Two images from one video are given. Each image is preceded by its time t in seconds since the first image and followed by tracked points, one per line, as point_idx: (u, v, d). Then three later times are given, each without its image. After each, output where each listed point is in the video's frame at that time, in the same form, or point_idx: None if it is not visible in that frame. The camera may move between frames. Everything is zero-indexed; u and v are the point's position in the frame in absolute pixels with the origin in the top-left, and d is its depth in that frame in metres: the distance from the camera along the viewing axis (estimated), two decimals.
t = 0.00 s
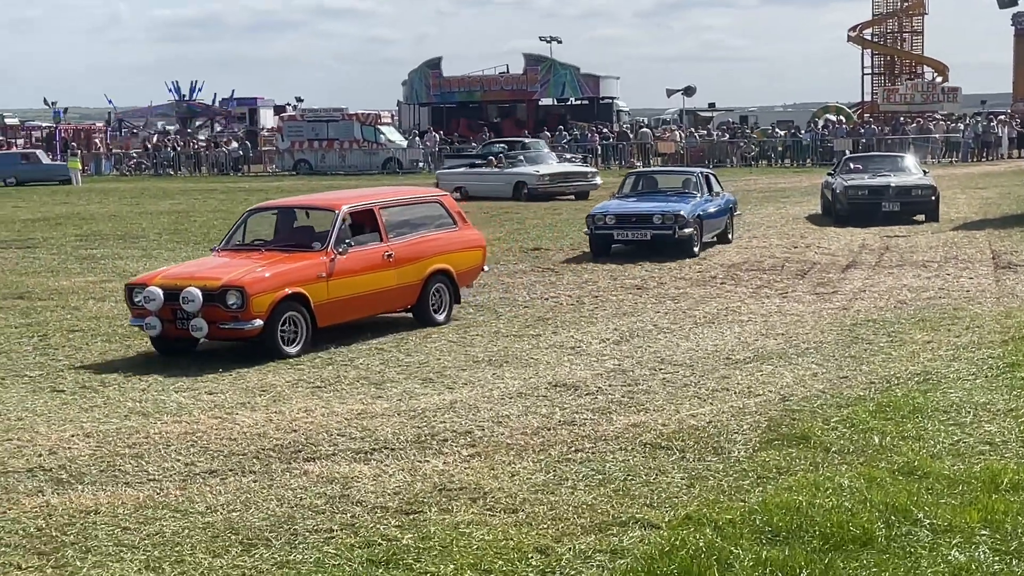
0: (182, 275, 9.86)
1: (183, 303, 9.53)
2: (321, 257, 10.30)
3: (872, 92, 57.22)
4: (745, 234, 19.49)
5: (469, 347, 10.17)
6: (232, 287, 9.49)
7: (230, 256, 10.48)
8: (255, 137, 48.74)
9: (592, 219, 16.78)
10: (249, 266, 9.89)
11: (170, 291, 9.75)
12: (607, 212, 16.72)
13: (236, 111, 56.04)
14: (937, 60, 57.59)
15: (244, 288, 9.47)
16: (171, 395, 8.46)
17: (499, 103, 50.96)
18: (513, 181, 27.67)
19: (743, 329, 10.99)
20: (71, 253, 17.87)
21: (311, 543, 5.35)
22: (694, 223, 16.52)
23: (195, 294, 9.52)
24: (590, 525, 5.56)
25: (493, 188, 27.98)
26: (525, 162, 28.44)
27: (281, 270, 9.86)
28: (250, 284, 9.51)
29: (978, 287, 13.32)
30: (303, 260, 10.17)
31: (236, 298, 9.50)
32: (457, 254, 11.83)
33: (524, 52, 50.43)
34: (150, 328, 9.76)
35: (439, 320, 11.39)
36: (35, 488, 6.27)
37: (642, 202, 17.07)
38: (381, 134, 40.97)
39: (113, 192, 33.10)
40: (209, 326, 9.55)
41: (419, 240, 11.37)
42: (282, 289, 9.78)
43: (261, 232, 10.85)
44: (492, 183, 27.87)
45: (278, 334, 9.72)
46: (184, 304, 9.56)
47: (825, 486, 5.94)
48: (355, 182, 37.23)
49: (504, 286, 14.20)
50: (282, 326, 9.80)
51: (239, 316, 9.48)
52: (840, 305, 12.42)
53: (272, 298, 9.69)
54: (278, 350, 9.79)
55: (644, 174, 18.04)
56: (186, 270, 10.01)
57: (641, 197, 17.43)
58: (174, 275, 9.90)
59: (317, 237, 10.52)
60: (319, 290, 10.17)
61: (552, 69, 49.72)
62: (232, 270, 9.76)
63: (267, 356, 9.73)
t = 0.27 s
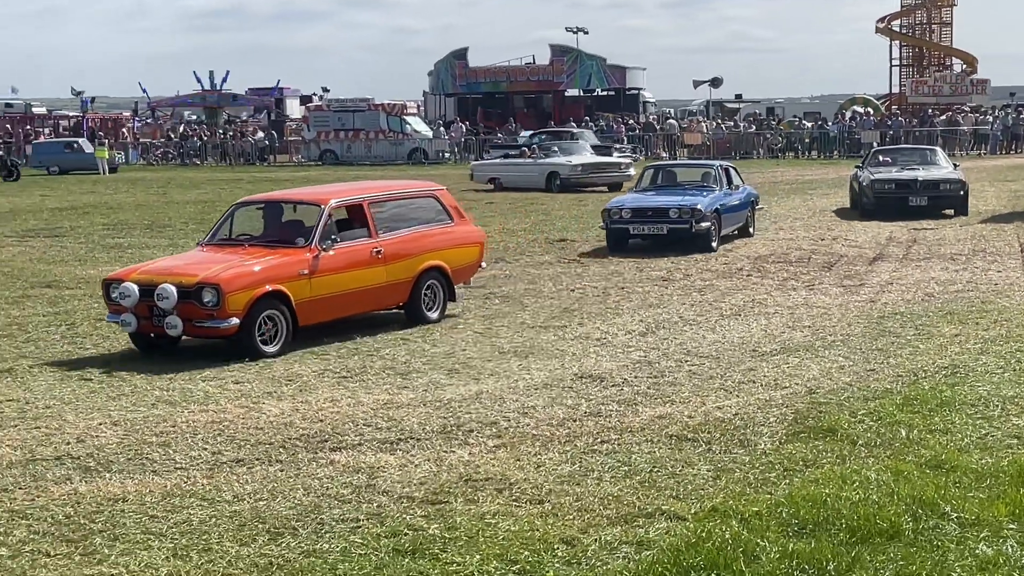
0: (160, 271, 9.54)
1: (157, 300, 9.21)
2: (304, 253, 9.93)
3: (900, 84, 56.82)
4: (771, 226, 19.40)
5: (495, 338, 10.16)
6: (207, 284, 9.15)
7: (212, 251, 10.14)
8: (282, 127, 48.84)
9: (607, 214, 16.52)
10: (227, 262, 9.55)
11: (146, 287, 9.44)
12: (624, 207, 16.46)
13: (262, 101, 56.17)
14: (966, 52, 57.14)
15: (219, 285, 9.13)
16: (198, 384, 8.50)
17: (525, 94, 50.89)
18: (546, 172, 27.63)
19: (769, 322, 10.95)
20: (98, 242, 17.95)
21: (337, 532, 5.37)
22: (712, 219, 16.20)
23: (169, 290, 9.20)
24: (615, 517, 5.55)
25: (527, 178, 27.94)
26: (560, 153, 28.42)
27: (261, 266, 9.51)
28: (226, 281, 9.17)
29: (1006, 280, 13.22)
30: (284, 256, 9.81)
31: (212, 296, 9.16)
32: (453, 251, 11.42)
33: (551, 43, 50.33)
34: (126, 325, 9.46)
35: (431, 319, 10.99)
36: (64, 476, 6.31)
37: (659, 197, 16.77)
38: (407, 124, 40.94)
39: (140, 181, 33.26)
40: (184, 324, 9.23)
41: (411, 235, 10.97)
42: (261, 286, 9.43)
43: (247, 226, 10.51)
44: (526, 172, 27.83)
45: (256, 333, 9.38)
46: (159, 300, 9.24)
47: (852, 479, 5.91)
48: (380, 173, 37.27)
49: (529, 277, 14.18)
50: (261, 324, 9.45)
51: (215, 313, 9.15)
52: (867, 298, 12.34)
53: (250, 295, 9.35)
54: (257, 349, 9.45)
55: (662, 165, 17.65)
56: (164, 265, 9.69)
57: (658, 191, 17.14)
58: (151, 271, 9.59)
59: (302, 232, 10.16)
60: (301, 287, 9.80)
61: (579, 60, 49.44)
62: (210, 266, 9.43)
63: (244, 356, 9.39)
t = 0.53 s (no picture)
0: (141, 265, 9.28)
1: (135, 296, 8.95)
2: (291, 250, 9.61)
3: (937, 76, 56.29)
4: (806, 219, 19.28)
5: (528, 329, 10.16)
6: (185, 280, 8.87)
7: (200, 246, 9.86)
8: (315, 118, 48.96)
9: (629, 210, 16.37)
10: (210, 257, 9.26)
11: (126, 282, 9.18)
12: (646, 203, 16.30)
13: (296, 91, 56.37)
14: (1003, 44, 56.54)
15: (197, 281, 8.84)
16: (232, 373, 8.55)
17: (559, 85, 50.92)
18: (586, 164, 27.57)
19: (804, 314, 10.89)
20: (133, 232, 18.05)
21: (371, 522, 5.39)
22: (733, 215, 16.01)
23: (147, 286, 8.93)
24: (649, 509, 5.53)
25: (569, 171, 27.91)
26: (603, 145, 28.46)
27: (245, 262, 9.21)
28: (205, 277, 8.87)
29: None
30: (270, 252, 9.49)
31: (191, 292, 8.87)
32: (454, 250, 11.02)
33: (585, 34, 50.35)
34: (105, 321, 9.21)
35: (428, 319, 10.61)
36: (100, 464, 6.36)
37: (685, 190, 16.63)
38: (440, 115, 41.22)
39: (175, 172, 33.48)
40: (162, 320, 8.95)
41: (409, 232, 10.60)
42: (243, 282, 9.12)
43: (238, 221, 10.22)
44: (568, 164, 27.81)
45: (237, 331, 9.08)
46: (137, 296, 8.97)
47: (887, 473, 5.87)
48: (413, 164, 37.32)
49: (562, 268, 14.16)
50: (243, 322, 9.14)
51: (193, 310, 8.86)
52: (902, 291, 12.23)
53: (231, 292, 9.04)
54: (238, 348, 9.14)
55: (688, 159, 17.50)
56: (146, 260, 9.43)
57: (683, 185, 17.00)
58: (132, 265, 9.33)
59: (290, 228, 9.84)
60: (287, 284, 9.48)
61: (614, 51, 49.37)
62: (191, 261, 9.14)
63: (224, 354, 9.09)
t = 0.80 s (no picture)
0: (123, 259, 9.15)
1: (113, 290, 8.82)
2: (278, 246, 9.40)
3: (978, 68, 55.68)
4: (844, 212, 19.14)
5: (566, 321, 10.15)
6: (163, 275, 8.71)
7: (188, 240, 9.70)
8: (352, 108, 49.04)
9: (658, 201, 16.21)
10: (192, 252, 9.09)
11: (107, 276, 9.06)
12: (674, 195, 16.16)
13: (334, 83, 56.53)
14: None
15: (175, 277, 8.67)
16: (271, 364, 8.60)
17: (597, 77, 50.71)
18: (631, 156, 27.50)
19: (843, 308, 10.81)
20: (173, 222, 18.17)
21: (409, 512, 5.40)
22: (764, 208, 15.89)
23: (125, 280, 8.79)
24: (687, 502, 5.52)
25: (615, 165, 27.87)
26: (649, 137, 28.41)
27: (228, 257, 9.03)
28: (184, 273, 8.71)
29: None
30: (255, 249, 9.30)
31: (169, 288, 8.71)
32: (454, 249, 10.75)
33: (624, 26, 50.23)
34: (84, 315, 9.09)
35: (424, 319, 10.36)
36: (140, 453, 6.42)
37: (715, 183, 16.49)
38: (479, 107, 41.23)
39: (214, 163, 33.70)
40: (140, 316, 8.82)
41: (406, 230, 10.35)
42: (224, 279, 8.93)
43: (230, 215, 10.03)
44: (614, 158, 27.77)
45: (218, 328, 8.90)
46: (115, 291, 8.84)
47: (927, 467, 5.82)
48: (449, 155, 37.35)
49: (599, 260, 14.14)
50: (224, 319, 8.97)
51: (171, 306, 8.70)
52: (943, 285, 12.11)
53: (211, 288, 8.86)
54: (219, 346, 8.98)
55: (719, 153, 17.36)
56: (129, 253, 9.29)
57: (712, 178, 16.88)
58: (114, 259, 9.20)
59: (280, 224, 9.63)
60: (272, 282, 9.28)
61: (653, 43, 49.36)
62: (172, 256, 8.98)
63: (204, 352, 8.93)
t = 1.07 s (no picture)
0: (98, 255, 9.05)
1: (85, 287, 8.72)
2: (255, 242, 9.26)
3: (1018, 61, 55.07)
4: (882, 205, 19.01)
5: (601, 313, 10.14)
6: (134, 272, 8.60)
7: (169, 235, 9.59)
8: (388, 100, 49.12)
9: (686, 197, 16.16)
10: (166, 248, 8.97)
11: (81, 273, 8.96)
12: (703, 190, 16.09)
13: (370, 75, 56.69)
14: None
15: (145, 274, 8.56)
16: (307, 354, 8.65)
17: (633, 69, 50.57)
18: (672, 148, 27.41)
19: (880, 301, 10.75)
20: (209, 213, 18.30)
21: (447, 503, 5.43)
22: (793, 204, 15.77)
23: (96, 277, 8.69)
24: (724, 494, 5.51)
25: (656, 156, 27.82)
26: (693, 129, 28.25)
27: (203, 253, 8.91)
28: (154, 270, 8.59)
29: None
30: (232, 244, 9.17)
31: (140, 284, 8.60)
32: (447, 243, 10.55)
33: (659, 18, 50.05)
34: (59, 313, 9.00)
35: (411, 315, 10.17)
36: (179, 442, 6.48)
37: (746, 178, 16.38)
38: (515, 99, 41.19)
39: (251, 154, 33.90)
40: (111, 313, 8.71)
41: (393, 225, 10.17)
42: (197, 276, 8.81)
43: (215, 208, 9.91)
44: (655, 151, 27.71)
45: (190, 325, 8.78)
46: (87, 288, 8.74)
47: (966, 461, 5.78)
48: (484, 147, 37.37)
49: (635, 253, 14.12)
50: (197, 316, 8.85)
51: (141, 304, 8.59)
52: (981, 279, 12.01)
53: (183, 285, 8.74)
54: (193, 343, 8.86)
55: (748, 147, 17.24)
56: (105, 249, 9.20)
57: (742, 173, 16.76)
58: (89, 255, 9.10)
59: (260, 219, 9.49)
60: (249, 278, 9.14)
61: (688, 35, 49.07)
62: (145, 252, 8.87)
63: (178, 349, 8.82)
